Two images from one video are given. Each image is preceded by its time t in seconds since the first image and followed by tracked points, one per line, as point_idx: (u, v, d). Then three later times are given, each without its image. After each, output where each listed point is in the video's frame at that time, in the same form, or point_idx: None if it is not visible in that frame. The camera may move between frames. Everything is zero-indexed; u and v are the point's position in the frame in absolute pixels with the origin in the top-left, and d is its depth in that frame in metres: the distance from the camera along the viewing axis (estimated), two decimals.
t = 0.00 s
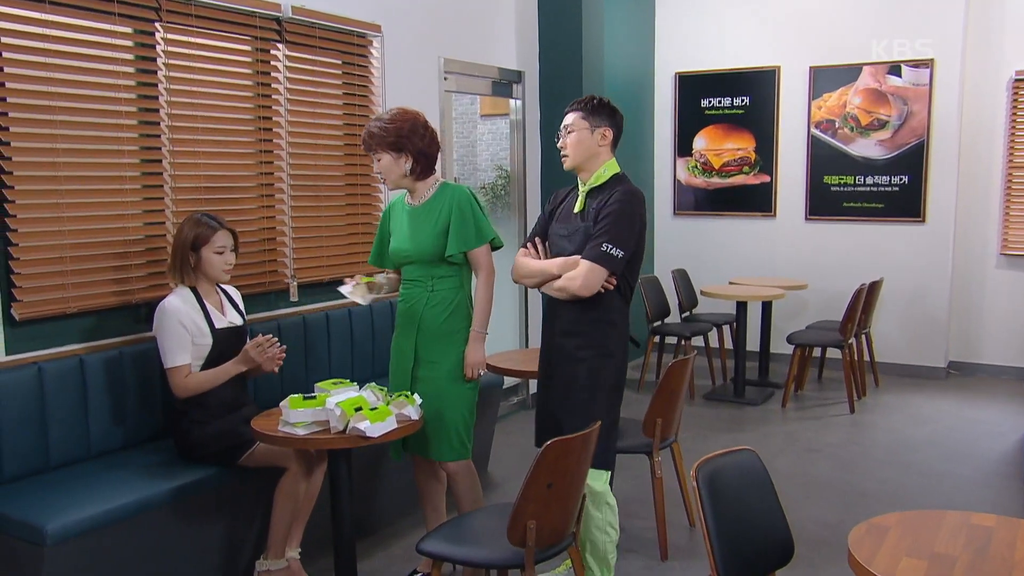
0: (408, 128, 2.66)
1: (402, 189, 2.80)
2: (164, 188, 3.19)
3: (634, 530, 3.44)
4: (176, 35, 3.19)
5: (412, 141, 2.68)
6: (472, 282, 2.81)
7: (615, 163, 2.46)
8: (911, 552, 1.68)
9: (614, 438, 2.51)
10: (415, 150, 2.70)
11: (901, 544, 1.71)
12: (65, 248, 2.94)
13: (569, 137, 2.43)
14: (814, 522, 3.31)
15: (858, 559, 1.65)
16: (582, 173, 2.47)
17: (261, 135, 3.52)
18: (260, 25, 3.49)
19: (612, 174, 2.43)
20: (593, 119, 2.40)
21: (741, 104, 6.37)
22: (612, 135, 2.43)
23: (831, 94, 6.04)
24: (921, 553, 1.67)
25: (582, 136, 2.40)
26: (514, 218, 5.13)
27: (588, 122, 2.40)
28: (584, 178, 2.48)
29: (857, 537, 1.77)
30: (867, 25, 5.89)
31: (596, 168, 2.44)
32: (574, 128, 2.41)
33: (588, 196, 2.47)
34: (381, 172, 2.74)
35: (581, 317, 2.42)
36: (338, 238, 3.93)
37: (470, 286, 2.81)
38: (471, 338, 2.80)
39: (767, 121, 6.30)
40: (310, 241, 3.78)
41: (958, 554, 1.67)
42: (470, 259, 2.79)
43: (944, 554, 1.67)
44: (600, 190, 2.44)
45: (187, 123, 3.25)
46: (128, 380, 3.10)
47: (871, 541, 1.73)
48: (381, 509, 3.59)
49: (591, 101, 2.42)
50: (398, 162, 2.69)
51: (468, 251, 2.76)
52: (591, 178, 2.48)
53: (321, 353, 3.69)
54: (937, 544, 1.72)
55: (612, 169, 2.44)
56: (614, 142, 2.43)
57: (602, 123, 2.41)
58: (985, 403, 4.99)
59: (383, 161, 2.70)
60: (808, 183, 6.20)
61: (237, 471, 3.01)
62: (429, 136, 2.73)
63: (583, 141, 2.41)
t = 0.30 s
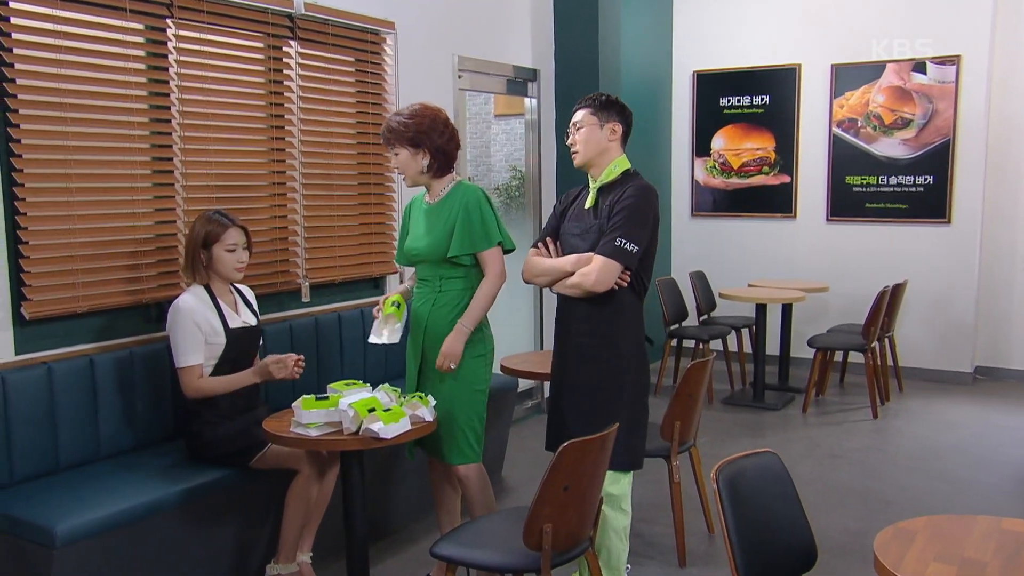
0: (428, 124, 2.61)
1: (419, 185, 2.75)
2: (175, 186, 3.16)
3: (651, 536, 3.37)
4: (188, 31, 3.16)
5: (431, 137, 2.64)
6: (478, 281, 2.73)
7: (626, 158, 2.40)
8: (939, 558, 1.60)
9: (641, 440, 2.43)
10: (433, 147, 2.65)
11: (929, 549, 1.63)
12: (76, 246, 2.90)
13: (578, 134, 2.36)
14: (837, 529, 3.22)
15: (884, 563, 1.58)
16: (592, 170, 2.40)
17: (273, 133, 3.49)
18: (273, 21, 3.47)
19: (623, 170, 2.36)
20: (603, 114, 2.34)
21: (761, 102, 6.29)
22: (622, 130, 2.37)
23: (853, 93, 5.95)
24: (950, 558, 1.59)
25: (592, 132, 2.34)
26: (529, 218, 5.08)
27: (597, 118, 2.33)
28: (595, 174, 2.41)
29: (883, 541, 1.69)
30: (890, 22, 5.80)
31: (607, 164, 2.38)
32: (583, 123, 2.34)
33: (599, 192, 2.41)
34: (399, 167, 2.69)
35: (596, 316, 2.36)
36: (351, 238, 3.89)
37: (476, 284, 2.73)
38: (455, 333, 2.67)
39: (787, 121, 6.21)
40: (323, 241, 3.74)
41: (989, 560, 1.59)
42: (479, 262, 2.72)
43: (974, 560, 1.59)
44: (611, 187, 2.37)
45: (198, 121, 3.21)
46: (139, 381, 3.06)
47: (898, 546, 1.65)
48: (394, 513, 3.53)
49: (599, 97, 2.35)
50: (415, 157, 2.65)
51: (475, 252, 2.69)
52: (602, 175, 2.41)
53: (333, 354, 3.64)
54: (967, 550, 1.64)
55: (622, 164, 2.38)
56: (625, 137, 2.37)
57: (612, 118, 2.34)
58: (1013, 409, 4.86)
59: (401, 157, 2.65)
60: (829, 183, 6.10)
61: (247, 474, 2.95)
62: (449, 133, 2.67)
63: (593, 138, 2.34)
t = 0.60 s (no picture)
0: (443, 120, 2.56)
1: (432, 182, 2.69)
2: (180, 183, 3.11)
3: (664, 540, 3.29)
4: (193, 26, 3.12)
5: (445, 133, 2.58)
6: (488, 279, 2.66)
7: (639, 157, 2.33)
8: (962, 561, 1.53)
9: (644, 442, 2.37)
10: (448, 143, 2.59)
11: (951, 552, 1.56)
12: (79, 244, 2.86)
13: (590, 133, 2.30)
14: (855, 535, 3.14)
15: (904, 566, 1.51)
16: (604, 169, 2.35)
17: (279, 129, 3.45)
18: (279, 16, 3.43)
19: (634, 169, 2.30)
20: (616, 113, 2.27)
21: (775, 100, 6.21)
22: (635, 128, 2.30)
23: (870, 89, 5.86)
24: (973, 562, 1.52)
25: (604, 131, 2.28)
26: (538, 218, 5.02)
27: (609, 118, 2.27)
28: (607, 174, 2.35)
29: (902, 543, 1.62)
30: (909, 18, 5.71)
31: (618, 163, 2.32)
32: (595, 123, 2.28)
33: (609, 192, 2.34)
34: (413, 163, 2.62)
35: (604, 314, 2.29)
36: (358, 237, 3.84)
37: (485, 280, 2.66)
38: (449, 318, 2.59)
39: (802, 119, 6.13)
40: (329, 239, 3.70)
41: (1014, 564, 1.52)
42: (490, 261, 2.66)
43: (999, 564, 1.52)
44: (621, 186, 2.30)
45: (204, 117, 3.17)
46: (143, 380, 3.00)
47: (918, 548, 1.58)
48: (402, 516, 3.47)
49: (611, 96, 2.28)
50: (429, 153, 2.58)
51: (488, 251, 2.63)
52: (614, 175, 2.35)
53: (340, 354, 3.59)
54: (990, 553, 1.57)
55: (634, 163, 2.32)
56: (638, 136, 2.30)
57: (625, 117, 2.28)
58: None
59: (415, 152, 2.59)
60: (845, 182, 6.01)
61: (253, 476, 2.89)
62: (464, 129, 2.61)
63: (605, 137, 2.29)
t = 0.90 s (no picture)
0: (448, 116, 2.52)
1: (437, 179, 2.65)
2: (181, 180, 3.09)
3: (671, 541, 3.25)
4: (195, 21, 3.10)
5: (450, 129, 2.54)
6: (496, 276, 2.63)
7: (648, 155, 2.28)
8: (973, 560, 1.49)
9: (648, 441, 2.34)
10: (453, 139, 2.56)
11: (961, 551, 1.52)
12: (79, 240, 2.83)
13: (599, 128, 2.27)
14: (864, 536, 3.10)
15: (913, 565, 1.47)
16: (613, 165, 2.31)
17: (281, 126, 3.42)
18: (281, 11, 3.40)
19: (642, 166, 2.25)
20: (625, 109, 2.24)
21: (782, 96, 6.16)
22: (646, 125, 2.26)
23: (879, 85, 5.81)
24: (985, 561, 1.48)
25: (614, 127, 2.24)
26: (543, 215, 4.99)
27: (619, 113, 2.24)
28: (615, 170, 2.31)
29: (912, 542, 1.58)
30: (918, 13, 5.65)
31: (626, 159, 2.28)
32: (605, 118, 2.25)
33: (616, 188, 2.30)
34: (418, 161, 2.59)
35: (607, 310, 2.25)
36: (362, 234, 3.81)
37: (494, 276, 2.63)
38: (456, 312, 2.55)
39: (810, 115, 6.08)
40: (332, 236, 3.67)
41: None
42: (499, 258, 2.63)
43: (1012, 564, 1.48)
44: (627, 183, 2.26)
45: (206, 113, 3.15)
46: (143, 379, 2.97)
47: (928, 547, 1.54)
48: (406, 516, 3.43)
49: (621, 91, 2.26)
50: (435, 150, 2.55)
51: (498, 247, 2.60)
52: (621, 172, 2.31)
53: (343, 352, 3.56)
54: (1002, 552, 1.53)
55: (642, 160, 2.26)
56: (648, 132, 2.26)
57: (635, 113, 2.24)
58: None
59: (420, 149, 2.55)
60: (853, 179, 5.96)
61: (255, 475, 2.86)
62: (469, 125, 2.58)
63: (614, 133, 2.25)
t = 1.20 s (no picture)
0: (458, 112, 2.53)
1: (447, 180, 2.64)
2: (187, 177, 3.09)
3: (676, 539, 3.25)
4: (201, 19, 3.10)
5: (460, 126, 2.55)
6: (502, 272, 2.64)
7: (655, 152, 2.28)
8: (980, 559, 1.48)
9: (654, 439, 2.33)
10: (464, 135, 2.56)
11: (968, 549, 1.52)
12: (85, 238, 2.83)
13: (607, 127, 2.26)
14: (869, 535, 3.09)
15: (921, 564, 1.46)
16: (619, 163, 2.30)
17: (286, 123, 3.43)
18: (287, 9, 3.41)
19: (649, 164, 2.25)
20: (634, 107, 2.23)
21: (788, 94, 6.15)
22: (653, 123, 2.26)
23: (885, 83, 5.79)
24: (992, 560, 1.48)
25: (622, 124, 2.24)
26: (548, 213, 4.99)
27: (626, 112, 2.23)
28: (622, 168, 2.31)
29: (919, 541, 1.57)
30: (924, 10, 5.64)
31: (634, 157, 2.27)
32: (612, 116, 2.24)
33: (625, 187, 2.30)
34: (433, 163, 2.57)
35: (615, 308, 2.25)
36: (367, 231, 3.82)
37: (501, 272, 2.64)
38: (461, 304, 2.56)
39: (816, 113, 6.06)
40: (337, 233, 3.67)
41: None
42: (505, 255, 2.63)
43: (1019, 562, 1.48)
44: (637, 180, 2.26)
45: (211, 111, 3.15)
46: (149, 376, 2.98)
47: (935, 545, 1.54)
48: (410, 514, 3.43)
49: (628, 89, 2.25)
50: (450, 149, 2.54)
51: (506, 244, 2.60)
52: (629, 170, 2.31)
53: (348, 349, 3.57)
54: (1009, 551, 1.52)
55: (650, 158, 2.26)
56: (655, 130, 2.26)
57: (642, 111, 2.24)
58: None
59: (437, 151, 2.53)
60: (859, 177, 5.95)
61: (260, 472, 2.86)
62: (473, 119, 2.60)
63: (622, 131, 2.24)
